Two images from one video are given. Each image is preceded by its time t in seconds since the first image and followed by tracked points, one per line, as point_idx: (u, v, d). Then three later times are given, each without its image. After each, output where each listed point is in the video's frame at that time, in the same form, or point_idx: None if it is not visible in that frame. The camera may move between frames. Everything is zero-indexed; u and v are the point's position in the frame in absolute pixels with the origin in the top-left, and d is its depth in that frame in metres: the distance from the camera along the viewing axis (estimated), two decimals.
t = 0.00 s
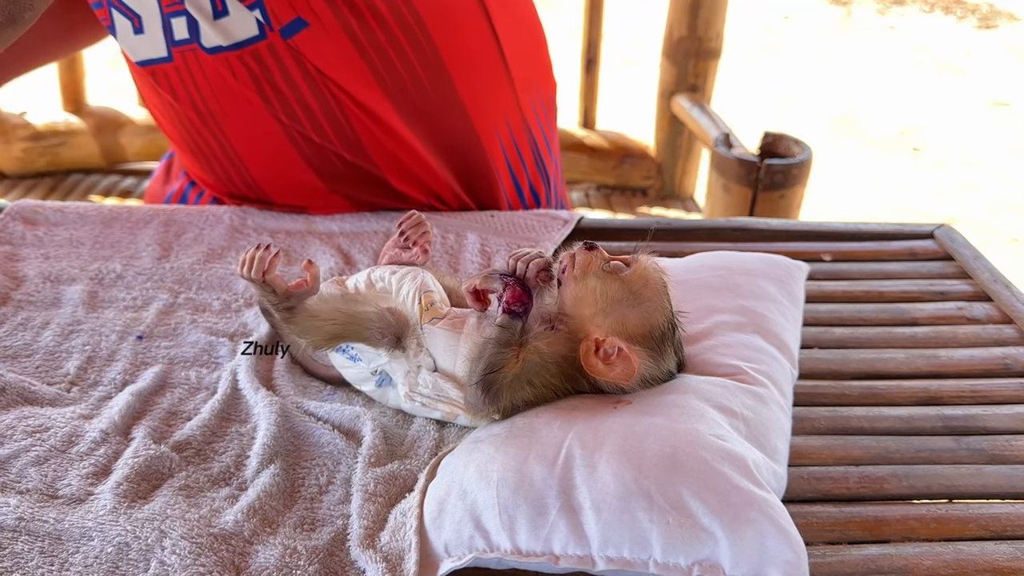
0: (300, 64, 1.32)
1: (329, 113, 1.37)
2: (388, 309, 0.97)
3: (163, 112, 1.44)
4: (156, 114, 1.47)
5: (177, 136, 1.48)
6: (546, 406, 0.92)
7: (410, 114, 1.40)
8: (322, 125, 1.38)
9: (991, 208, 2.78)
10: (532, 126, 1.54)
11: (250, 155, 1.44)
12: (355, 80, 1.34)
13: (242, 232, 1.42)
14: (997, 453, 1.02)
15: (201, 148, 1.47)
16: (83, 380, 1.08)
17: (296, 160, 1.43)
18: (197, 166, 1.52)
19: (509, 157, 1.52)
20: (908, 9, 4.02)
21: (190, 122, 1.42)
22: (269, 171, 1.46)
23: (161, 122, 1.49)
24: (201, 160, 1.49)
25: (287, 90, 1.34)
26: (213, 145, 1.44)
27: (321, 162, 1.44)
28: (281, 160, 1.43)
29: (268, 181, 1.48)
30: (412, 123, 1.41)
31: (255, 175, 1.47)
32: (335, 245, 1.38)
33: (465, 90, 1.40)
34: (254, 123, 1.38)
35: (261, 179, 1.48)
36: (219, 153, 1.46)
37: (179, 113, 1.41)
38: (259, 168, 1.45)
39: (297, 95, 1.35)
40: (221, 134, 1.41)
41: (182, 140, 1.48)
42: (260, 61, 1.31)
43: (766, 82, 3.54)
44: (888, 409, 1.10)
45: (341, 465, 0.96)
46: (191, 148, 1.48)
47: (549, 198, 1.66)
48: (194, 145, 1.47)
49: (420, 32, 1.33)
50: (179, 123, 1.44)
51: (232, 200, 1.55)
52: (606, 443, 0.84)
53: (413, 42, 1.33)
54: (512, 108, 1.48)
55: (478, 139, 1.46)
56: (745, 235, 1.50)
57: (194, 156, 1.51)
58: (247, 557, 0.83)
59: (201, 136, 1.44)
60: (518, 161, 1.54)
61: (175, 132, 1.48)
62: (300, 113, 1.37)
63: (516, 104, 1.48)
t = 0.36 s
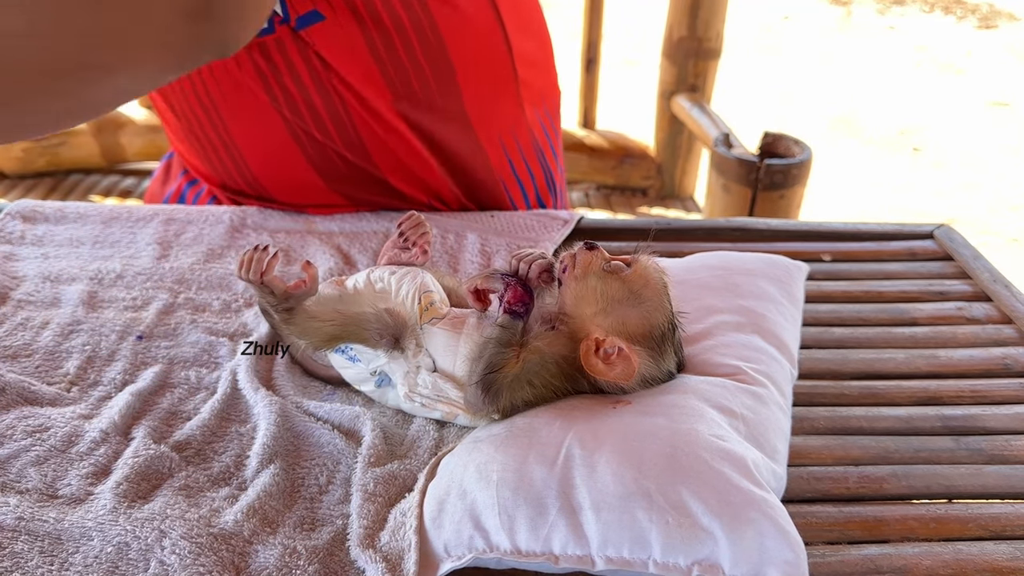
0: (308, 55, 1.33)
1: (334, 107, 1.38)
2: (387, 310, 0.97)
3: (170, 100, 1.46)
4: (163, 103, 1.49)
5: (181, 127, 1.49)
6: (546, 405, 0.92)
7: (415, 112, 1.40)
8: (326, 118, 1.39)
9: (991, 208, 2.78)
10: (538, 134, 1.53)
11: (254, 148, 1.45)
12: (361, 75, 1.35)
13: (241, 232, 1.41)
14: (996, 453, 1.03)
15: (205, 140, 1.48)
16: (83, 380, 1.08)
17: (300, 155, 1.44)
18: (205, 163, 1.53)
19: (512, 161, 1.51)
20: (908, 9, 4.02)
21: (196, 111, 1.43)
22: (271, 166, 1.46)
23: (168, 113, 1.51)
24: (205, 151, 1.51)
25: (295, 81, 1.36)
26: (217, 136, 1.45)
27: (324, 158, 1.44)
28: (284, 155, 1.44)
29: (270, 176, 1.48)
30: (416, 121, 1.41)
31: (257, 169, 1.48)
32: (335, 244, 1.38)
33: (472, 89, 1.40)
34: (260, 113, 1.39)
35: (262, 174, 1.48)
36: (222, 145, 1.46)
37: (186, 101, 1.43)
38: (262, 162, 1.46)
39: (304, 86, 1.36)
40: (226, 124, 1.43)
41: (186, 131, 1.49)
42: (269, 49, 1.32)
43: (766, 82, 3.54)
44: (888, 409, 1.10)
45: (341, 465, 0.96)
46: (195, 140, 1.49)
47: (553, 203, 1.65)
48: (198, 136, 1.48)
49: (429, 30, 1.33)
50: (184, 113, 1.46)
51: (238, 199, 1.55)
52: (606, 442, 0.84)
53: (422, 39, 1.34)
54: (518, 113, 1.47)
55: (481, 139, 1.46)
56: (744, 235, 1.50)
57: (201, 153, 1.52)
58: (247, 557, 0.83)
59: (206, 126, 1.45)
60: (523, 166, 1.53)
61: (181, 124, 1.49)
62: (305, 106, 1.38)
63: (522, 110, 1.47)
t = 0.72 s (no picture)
0: (405, 59, 1.31)
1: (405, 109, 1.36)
2: (388, 310, 0.97)
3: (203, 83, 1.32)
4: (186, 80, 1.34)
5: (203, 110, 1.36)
6: (546, 405, 0.92)
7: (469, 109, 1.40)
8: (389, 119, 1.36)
9: (991, 208, 2.78)
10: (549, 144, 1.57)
11: (295, 139, 1.37)
12: (440, 78, 1.34)
13: (242, 232, 1.41)
14: (997, 453, 1.02)
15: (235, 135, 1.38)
16: (83, 380, 1.08)
17: (341, 152, 1.40)
18: (215, 155, 1.44)
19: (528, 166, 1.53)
20: (908, 9, 4.02)
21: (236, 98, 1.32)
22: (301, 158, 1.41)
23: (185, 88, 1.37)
24: (222, 139, 1.39)
25: (375, 80, 1.32)
26: (247, 125, 1.35)
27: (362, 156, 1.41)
28: (321, 150, 1.39)
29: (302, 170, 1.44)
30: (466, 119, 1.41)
31: (281, 159, 1.42)
32: (335, 244, 1.37)
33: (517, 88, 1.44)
34: (319, 109, 1.33)
35: (283, 165, 1.43)
36: (248, 134, 1.37)
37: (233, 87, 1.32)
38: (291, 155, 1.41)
39: (382, 88, 1.33)
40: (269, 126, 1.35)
41: (208, 117, 1.37)
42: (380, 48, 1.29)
43: (766, 82, 3.54)
44: (888, 409, 1.10)
45: (341, 465, 0.96)
46: (216, 124, 1.37)
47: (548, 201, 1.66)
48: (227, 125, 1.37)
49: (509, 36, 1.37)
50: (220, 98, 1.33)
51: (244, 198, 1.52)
52: (607, 442, 0.84)
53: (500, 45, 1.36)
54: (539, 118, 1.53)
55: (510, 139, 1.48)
56: (745, 235, 1.50)
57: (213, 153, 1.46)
58: (248, 557, 0.83)
59: (243, 111, 1.34)
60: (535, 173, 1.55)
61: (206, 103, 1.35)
62: (378, 104, 1.34)
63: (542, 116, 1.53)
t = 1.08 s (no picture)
0: (439, 72, 1.28)
1: (431, 123, 1.33)
2: (387, 310, 0.97)
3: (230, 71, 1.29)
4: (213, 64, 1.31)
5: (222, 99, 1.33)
6: (546, 406, 0.92)
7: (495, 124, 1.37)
8: (412, 131, 1.33)
9: (991, 208, 2.77)
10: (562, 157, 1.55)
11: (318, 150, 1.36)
12: (471, 95, 1.32)
13: (242, 231, 1.41)
14: (997, 454, 1.02)
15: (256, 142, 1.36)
16: (83, 379, 1.08)
17: (357, 158, 1.37)
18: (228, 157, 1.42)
19: (538, 178, 1.51)
20: (909, 9, 4.02)
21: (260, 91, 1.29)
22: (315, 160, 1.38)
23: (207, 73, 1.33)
24: (237, 132, 1.36)
25: (405, 90, 1.29)
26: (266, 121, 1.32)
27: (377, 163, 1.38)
28: (336, 154, 1.36)
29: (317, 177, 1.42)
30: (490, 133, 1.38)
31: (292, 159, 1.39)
32: (335, 244, 1.37)
33: (545, 106, 1.42)
34: (344, 114, 1.31)
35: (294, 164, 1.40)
36: (265, 130, 1.34)
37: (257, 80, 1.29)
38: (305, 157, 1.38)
39: (410, 100, 1.30)
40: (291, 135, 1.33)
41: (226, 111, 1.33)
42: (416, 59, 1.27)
43: (767, 82, 3.53)
44: (888, 409, 1.09)
45: (341, 466, 0.96)
46: (233, 115, 1.34)
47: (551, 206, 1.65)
48: (244, 120, 1.33)
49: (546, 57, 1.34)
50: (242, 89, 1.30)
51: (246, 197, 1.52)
52: (607, 442, 0.84)
53: (535, 68, 1.34)
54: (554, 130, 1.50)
55: (527, 152, 1.46)
56: (745, 235, 1.49)
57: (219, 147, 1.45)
58: (248, 557, 0.83)
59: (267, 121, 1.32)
60: (544, 184, 1.53)
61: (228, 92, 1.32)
62: (408, 122, 1.32)
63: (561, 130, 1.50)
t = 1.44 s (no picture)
0: (462, 71, 1.29)
1: (449, 122, 1.34)
2: (388, 309, 0.97)
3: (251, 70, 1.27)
4: (231, 62, 1.29)
5: (239, 101, 1.31)
6: (547, 405, 0.92)
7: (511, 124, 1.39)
8: (430, 128, 1.34)
9: (992, 208, 2.77)
10: (563, 158, 1.58)
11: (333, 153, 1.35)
12: (491, 95, 1.33)
13: (243, 231, 1.40)
14: (998, 453, 1.02)
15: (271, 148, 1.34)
16: (84, 379, 1.08)
17: (372, 158, 1.37)
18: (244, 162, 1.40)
19: (543, 177, 1.53)
20: (910, 9, 4.02)
21: (282, 88, 1.29)
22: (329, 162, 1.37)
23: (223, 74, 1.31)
24: (250, 134, 1.33)
25: (428, 89, 1.30)
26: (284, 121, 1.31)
27: (391, 163, 1.38)
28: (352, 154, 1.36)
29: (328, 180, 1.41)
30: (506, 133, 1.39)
31: (304, 160, 1.37)
32: (336, 244, 1.37)
33: (554, 108, 1.44)
34: (365, 113, 1.30)
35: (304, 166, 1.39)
36: (282, 132, 1.32)
37: (279, 78, 1.28)
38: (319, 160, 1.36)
39: (432, 99, 1.31)
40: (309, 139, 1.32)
41: (243, 117, 1.32)
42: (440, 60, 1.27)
43: (768, 82, 3.53)
44: (889, 409, 1.09)
45: (342, 465, 0.96)
46: (250, 117, 1.31)
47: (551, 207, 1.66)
48: (260, 125, 1.31)
49: (562, 56, 1.38)
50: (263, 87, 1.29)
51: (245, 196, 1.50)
52: (609, 442, 0.84)
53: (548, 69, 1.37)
54: (558, 132, 1.53)
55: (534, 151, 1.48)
56: (746, 235, 1.49)
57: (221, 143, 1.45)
58: (248, 557, 0.83)
59: (287, 124, 1.31)
60: (548, 184, 1.55)
61: (246, 91, 1.30)
62: (426, 122, 1.33)
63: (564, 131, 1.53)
